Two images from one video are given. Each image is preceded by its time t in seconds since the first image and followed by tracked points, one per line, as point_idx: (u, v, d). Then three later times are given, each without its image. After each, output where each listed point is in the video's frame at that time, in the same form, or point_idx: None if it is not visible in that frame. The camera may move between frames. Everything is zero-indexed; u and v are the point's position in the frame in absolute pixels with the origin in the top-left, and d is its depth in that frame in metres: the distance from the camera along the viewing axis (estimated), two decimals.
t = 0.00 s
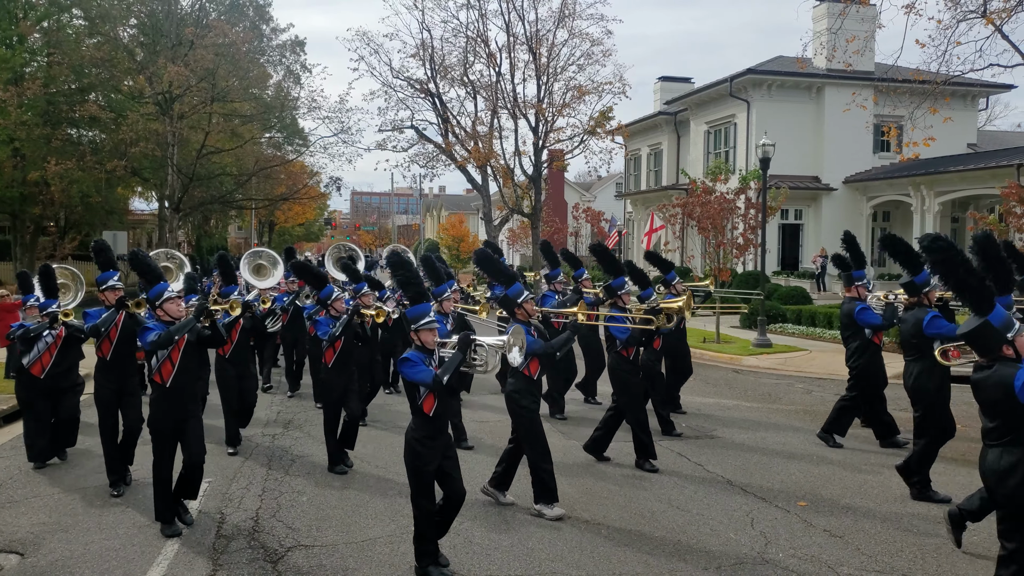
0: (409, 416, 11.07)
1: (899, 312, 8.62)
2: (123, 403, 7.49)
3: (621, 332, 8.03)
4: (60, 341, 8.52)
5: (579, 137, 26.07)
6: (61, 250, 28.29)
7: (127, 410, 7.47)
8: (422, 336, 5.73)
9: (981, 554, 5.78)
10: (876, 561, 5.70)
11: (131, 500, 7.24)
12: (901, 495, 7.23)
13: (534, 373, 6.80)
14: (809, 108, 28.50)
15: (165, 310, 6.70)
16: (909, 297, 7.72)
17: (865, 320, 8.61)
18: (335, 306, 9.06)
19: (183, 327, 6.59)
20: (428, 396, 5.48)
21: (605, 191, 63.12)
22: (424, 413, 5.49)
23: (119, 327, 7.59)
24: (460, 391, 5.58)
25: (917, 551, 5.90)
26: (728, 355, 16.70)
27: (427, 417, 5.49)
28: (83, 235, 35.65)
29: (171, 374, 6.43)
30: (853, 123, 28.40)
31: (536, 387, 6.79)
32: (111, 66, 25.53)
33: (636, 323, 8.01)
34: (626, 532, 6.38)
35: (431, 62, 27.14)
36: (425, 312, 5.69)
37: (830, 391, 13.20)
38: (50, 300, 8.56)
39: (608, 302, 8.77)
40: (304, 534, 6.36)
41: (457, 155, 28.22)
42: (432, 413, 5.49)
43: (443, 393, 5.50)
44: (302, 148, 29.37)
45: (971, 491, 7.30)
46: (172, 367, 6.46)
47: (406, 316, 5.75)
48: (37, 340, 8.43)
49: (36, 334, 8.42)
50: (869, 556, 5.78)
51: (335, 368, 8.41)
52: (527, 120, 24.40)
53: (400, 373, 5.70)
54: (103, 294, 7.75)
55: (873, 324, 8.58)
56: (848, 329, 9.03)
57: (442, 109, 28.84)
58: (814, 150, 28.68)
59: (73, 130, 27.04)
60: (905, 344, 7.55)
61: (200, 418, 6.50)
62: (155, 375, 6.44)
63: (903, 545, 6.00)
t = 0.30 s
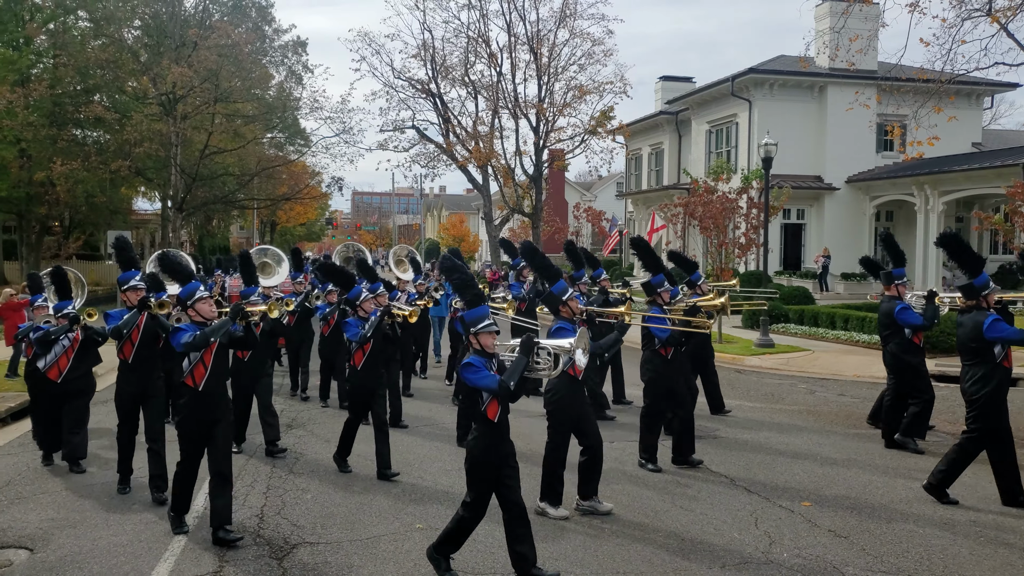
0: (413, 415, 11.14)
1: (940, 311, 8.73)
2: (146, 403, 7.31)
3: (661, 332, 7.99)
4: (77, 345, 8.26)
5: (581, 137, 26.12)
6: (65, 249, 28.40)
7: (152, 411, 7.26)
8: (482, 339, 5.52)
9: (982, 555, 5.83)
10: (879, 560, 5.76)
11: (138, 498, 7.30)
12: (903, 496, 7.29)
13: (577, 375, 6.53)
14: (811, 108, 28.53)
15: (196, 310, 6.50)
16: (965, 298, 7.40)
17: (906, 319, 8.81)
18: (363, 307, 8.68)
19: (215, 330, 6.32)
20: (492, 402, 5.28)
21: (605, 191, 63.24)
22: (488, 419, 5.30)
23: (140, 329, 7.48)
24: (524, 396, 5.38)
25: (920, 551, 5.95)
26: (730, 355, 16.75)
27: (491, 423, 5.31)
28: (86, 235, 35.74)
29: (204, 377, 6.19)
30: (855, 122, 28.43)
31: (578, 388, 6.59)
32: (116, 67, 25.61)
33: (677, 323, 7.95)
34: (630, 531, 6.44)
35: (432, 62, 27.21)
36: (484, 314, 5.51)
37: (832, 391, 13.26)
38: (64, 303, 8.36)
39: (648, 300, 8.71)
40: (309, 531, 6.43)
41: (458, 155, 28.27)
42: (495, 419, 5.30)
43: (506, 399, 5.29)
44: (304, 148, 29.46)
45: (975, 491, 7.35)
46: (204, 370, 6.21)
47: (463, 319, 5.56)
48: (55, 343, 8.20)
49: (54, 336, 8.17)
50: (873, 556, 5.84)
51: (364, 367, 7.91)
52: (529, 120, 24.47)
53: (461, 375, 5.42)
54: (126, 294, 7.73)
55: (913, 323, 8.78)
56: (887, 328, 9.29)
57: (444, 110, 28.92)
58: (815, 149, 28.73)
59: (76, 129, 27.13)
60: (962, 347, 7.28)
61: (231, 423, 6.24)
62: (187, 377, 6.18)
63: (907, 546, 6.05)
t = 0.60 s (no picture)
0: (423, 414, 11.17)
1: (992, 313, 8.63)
2: (174, 408, 7.04)
3: (711, 333, 8.04)
4: (97, 343, 7.87)
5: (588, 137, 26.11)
6: (75, 249, 28.63)
7: (178, 418, 7.02)
8: (553, 338, 5.33)
9: (997, 558, 5.80)
10: (890, 561, 5.75)
11: (150, 495, 7.35)
12: (915, 496, 7.27)
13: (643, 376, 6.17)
14: (819, 108, 28.44)
15: (241, 310, 6.44)
16: None
17: (959, 323, 8.51)
18: (403, 305, 8.14)
19: (265, 328, 6.14)
20: (566, 403, 5.14)
21: (612, 191, 63.21)
22: (562, 419, 5.14)
23: (167, 329, 7.23)
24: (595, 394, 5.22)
25: (933, 551, 5.94)
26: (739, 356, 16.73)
27: (565, 422, 5.14)
28: (96, 235, 35.95)
29: (249, 379, 6.16)
30: (864, 122, 28.33)
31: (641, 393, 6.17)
32: (126, 68, 25.77)
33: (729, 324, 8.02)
34: (640, 531, 6.43)
35: (439, 62, 27.24)
36: (555, 312, 5.31)
37: (842, 392, 13.22)
38: (85, 300, 8.14)
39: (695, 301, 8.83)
40: (319, 529, 6.47)
41: (465, 155, 28.30)
42: (570, 419, 5.15)
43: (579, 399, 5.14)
44: (312, 148, 29.52)
45: (988, 493, 7.31)
46: (249, 371, 6.18)
47: (534, 316, 5.37)
48: (73, 342, 7.80)
49: (72, 335, 7.80)
50: (885, 557, 5.83)
51: (400, 371, 7.82)
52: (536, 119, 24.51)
53: (534, 374, 5.28)
54: (150, 292, 7.53)
55: (967, 325, 8.47)
56: (936, 330, 8.88)
57: (451, 110, 28.97)
58: (824, 150, 28.65)
59: (87, 130, 27.31)
60: None
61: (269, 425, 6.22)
62: (231, 379, 6.16)
63: (917, 546, 6.05)
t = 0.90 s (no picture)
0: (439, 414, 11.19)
1: None
2: (204, 416, 6.90)
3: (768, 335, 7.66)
4: (121, 345, 7.89)
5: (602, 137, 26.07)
6: (94, 249, 28.93)
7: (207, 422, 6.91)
8: (639, 339, 5.17)
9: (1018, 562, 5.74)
10: (910, 565, 5.69)
11: (169, 492, 7.42)
12: (934, 499, 7.20)
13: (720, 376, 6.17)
14: (836, 107, 28.23)
15: (302, 308, 6.04)
16: None
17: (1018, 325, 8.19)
18: (449, 306, 7.89)
19: (331, 327, 5.81)
20: (657, 407, 5.03)
21: (626, 192, 63.04)
22: (653, 423, 5.02)
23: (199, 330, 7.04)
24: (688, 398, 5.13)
25: (953, 555, 5.88)
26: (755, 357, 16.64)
27: (655, 427, 5.03)
28: (114, 235, 36.28)
29: (312, 382, 5.79)
30: (882, 122, 28.11)
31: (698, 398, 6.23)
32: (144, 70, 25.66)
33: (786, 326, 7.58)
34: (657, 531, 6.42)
35: (454, 63, 27.27)
36: (642, 312, 5.16)
37: (860, 393, 13.11)
38: (108, 300, 8.05)
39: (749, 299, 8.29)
40: (335, 527, 6.51)
41: (479, 155, 28.33)
42: (661, 424, 5.05)
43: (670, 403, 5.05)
44: (328, 149, 29.59)
45: (1008, 497, 7.23)
46: (312, 373, 5.80)
47: (620, 317, 5.22)
48: (97, 345, 7.77)
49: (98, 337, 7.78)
50: (904, 560, 5.77)
51: (450, 375, 7.52)
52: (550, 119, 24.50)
53: (622, 377, 5.12)
54: (182, 291, 7.35)
55: None
56: (994, 332, 8.70)
57: (465, 111, 29.01)
58: (841, 149, 28.44)
59: (106, 131, 27.58)
60: None
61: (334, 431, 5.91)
62: (294, 381, 5.79)
63: (938, 549, 5.98)
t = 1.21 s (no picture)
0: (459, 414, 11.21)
1: None
2: (244, 417, 6.63)
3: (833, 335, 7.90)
4: (161, 351, 7.61)
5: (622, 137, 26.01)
6: (119, 249, 29.32)
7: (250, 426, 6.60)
8: (738, 343, 5.08)
9: None
10: (935, 570, 5.61)
11: (193, 490, 7.49)
12: (960, 502, 7.10)
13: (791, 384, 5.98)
14: (860, 106, 27.95)
15: (376, 309, 5.88)
16: None
17: None
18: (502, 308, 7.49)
19: (410, 330, 5.77)
20: (757, 414, 4.88)
21: (646, 192, 62.84)
22: (753, 431, 4.86)
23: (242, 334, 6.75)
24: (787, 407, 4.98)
25: (980, 560, 5.79)
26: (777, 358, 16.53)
27: (756, 435, 4.87)
28: (138, 236, 36.74)
29: (385, 386, 5.64)
30: (906, 121, 27.79)
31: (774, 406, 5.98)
32: (167, 72, 26.18)
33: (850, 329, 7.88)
34: (677, 533, 6.40)
35: (473, 63, 27.33)
36: (740, 316, 5.06)
37: (884, 396, 12.96)
38: (148, 303, 8.16)
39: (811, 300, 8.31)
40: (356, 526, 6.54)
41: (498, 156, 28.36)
42: (759, 433, 4.88)
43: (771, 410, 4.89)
44: (349, 150, 29.71)
45: None
46: (385, 377, 5.65)
47: (716, 321, 5.13)
48: (137, 350, 7.51)
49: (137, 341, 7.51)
50: (931, 565, 5.69)
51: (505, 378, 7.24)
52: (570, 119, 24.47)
53: (722, 384, 4.99)
54: (228, 293, 7.11)
55: None
56: None
57: (485, 112, 29.07)
58: (864, 149, 28.17)
59: (130, 133, 27.94)
60: None
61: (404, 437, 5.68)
62: (367, 385, 5.62)
63: (965, 554, 5.90)
